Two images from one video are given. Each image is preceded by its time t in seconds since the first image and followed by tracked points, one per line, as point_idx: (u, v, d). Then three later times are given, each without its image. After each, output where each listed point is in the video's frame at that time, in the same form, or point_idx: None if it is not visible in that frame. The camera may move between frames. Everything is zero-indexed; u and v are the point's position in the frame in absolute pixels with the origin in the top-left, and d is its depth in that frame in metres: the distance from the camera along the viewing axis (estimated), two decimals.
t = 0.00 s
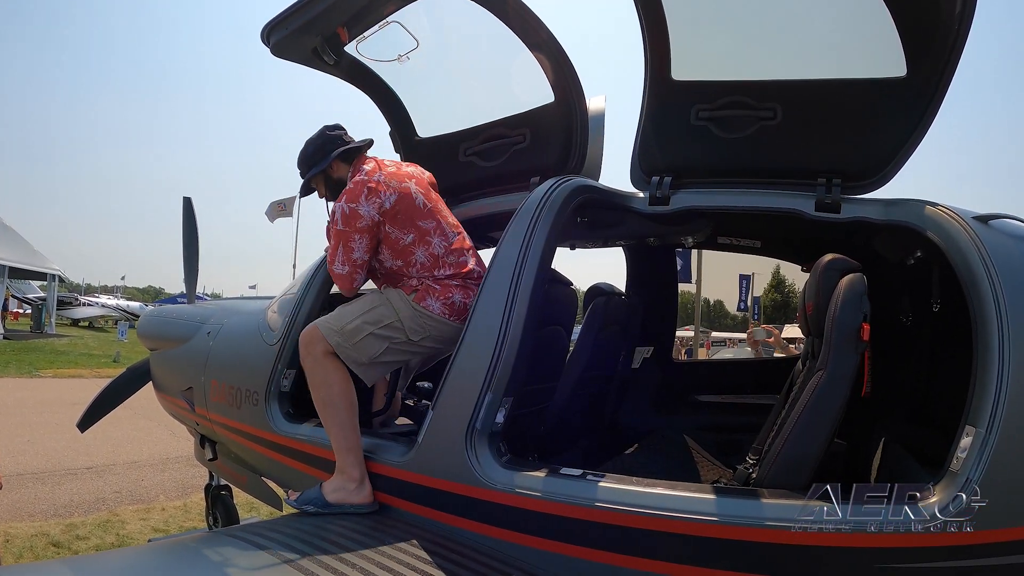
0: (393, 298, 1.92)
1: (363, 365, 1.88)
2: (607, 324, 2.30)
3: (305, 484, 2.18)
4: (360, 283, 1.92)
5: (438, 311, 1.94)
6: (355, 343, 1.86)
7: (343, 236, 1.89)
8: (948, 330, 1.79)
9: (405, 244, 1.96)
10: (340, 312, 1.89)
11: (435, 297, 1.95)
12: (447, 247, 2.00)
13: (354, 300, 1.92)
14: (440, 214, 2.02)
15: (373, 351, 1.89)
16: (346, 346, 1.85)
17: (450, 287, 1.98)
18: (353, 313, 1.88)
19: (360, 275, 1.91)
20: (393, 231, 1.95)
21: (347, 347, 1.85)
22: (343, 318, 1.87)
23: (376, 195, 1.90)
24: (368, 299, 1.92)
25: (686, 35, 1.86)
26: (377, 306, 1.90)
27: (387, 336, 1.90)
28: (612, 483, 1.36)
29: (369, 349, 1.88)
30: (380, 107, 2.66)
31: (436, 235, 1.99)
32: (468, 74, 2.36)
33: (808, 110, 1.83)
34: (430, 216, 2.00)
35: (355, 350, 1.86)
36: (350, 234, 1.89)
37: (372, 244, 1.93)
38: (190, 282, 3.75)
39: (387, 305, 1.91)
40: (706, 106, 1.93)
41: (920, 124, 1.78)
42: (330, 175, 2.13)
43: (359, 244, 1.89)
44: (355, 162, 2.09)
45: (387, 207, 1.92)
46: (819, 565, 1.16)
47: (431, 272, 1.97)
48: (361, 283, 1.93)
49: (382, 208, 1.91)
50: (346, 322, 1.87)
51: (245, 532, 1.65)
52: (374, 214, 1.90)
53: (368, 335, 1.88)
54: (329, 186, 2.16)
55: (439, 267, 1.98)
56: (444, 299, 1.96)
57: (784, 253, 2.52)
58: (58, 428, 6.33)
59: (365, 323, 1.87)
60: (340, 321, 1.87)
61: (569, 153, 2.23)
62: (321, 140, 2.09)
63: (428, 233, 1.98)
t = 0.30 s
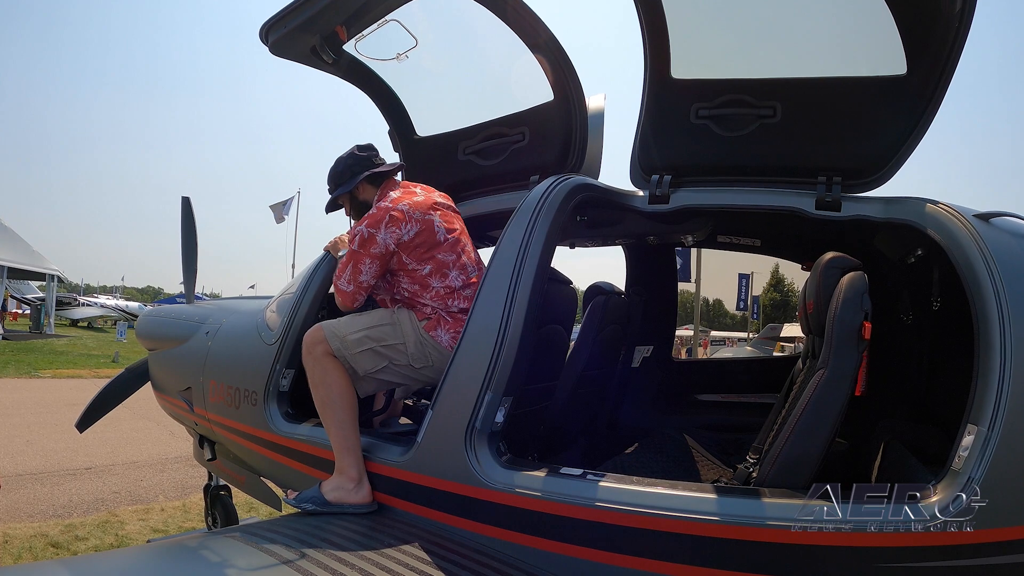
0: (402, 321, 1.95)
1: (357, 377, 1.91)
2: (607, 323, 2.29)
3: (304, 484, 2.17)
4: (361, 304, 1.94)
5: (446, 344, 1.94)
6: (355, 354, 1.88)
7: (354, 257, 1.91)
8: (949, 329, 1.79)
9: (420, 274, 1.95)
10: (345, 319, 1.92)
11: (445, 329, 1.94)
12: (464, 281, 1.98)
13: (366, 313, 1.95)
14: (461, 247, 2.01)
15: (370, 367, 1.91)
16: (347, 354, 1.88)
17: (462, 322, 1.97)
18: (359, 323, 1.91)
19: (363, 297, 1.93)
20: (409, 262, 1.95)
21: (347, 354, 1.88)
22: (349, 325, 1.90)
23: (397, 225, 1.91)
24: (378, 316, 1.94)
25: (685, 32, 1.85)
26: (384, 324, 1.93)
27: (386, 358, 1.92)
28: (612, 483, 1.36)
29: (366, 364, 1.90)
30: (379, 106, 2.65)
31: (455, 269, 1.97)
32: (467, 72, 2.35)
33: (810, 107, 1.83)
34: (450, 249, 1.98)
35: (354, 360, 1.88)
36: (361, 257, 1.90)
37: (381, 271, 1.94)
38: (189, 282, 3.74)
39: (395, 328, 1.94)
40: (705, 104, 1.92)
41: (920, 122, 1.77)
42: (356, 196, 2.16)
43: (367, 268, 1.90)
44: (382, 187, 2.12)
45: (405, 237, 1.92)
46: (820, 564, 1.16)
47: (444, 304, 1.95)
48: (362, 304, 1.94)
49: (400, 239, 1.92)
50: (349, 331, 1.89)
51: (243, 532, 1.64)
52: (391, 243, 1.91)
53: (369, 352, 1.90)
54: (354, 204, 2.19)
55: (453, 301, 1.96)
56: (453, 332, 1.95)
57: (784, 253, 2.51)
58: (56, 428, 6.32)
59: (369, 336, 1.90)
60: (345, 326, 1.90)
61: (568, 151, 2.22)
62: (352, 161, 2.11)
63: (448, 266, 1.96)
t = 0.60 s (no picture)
0: (414, 343, 1.94)
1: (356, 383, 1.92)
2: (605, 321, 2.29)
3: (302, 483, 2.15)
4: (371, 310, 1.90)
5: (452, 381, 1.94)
6: (362, 361, 1.89)
7: (382, 266, 1.87)
8: (949, 326, 1.78)
9: (442, 306, 1.94)
10: (358, 322, 1.92)
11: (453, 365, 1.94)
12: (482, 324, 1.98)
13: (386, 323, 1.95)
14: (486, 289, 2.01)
15: (372, 379, 1.92)
16: (354, 358, 1.89)
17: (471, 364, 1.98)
18: (371, 331, 1.91)
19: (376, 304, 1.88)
20: (435, 292, 1.93)
21: (354, 358, 1.89)
22: (362, 330, 1.90)
23: (434, 253, 1.89)
24: (395, 332, 1.93)
25: (684, 29, 1.84)
26: (395, 340, 1.92)
27: (389, 376, 1.93)
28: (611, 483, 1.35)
29: (369, 375, 1.91)
30: (377, 104, 2.64)
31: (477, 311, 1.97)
32: (464, 70, 2.34)
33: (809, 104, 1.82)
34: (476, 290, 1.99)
35: (359, 367, 1.90)
36: (388, 269, 1.87)
37: (405, 290, 1.89)
38: (186, 282, 3.73)
39: (406, 348, 1.93)
40: (704, 102, 1.91)
41: (920, 119, 1.76)
42: (394, 218, 2.11)
43: (391, 282, 1.86)
44: (424, 212, 2.08)
45: (439, 268, 1.90)
46: (818, 564, 1.15)
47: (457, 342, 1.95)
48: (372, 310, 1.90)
49: (433, 267, 1.89)
50: (359, 337, 1.89)
51: (240, 532, 1.62)
52: (422, 268, 1.88)
53: (375, 364, 1.90)
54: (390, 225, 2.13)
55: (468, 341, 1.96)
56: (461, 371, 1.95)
57: (782, 250, 2.51)
58: (53, 428, 6.29)
59: (378, 347, 1.89)
60: (358, 328, 1.91)
61: (565, 149, 2.21)
62: (397, 182, 2.08)
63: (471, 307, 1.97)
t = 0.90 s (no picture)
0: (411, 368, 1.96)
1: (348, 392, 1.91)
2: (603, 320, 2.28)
3: (299, 483, 2.14)
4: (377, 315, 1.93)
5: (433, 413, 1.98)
6: (358, 371, 1.89)
7: (398, 279, 1.88)
8: (948, 324, 1.77)
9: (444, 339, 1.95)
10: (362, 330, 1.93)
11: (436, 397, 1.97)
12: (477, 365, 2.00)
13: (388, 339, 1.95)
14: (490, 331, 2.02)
15: (364, 391, 1.92)
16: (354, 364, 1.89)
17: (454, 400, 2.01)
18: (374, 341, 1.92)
19: (382, 311, 1.91)
20: (443, 323, 1.94)
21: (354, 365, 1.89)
22: (367, 340, 1.91)
23: (453, 286, 1.89)
24: (396, 351, 1.94)
25: (682, 26, 1.83)
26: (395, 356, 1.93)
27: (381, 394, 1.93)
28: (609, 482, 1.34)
29: (363, 386, 1.90)
30: (373, 102, 2.63)
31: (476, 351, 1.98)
32: (461, 67, 2.32)
33: (809, 101, 1.80)
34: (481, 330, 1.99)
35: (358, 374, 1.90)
36: (403, 286, 1.88)
37: (413, 308, 1.91)
38: (184, 281, 3.71)
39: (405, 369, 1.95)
40: (702, 99, 1.90)
41: (920, 116, 1.75)
42: (423, 241, 2.09)
43: (401, 298, 1.88)
44: (452, 243, 2.03)
45: (453, 302, 1.91)
46: (817, 563, 1.14)
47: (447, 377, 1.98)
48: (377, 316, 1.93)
49: (448, 299, 1.90)
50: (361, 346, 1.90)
51: (236, 532, 1.61)
52: (436, 296, 1.89)
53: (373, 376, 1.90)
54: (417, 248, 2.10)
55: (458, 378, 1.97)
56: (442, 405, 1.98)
57: (779, 248, 2.50)
58: (51, 428, 6.27)
59: (378, 360, 1.89)
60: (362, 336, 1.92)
61: (562, 148, 2.19)
62: (433, 209, 2.05)
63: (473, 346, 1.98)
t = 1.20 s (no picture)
0: (406, 393, 2.00)
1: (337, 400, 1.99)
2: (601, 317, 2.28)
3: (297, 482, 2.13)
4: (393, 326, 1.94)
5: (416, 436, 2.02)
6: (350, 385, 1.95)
7: (419, 299, 1.89)
8: (947, 321, 1.77)
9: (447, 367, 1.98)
10: (367, 345, 1.98)
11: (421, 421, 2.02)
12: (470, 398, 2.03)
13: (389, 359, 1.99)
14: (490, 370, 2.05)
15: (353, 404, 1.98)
16: (349, 376, 1.96)
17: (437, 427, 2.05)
18: (375, 357, 1.97)
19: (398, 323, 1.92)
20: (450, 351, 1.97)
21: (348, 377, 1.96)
22: (367, 357, 1.96)
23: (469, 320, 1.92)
24: (394, 374, 1.98)
25: (682, 22, 1.82)
26: (393, 376, 1.97)
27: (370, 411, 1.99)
28: (607, 481, 1.33)
29: (352, 400, 1.96)
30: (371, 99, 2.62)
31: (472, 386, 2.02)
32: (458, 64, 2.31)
33: (808, 97, 1.79)
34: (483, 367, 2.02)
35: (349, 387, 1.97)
36: (424, 306, 1.89)
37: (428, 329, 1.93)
38: (181, 279, 3.70)
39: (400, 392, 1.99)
40: (700, 96, 1.89)
41: (920, 112, 1.74)
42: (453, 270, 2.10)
43: (419, 318, 1.89)
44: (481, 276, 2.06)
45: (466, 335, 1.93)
46: (816, 561, 1.13)
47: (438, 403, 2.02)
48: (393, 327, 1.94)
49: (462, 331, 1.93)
50: (361, 360, 1.95)
51: (232, 530, 1.60)
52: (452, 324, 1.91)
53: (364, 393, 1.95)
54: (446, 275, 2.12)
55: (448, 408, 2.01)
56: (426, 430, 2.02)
57: (778, 245, 2.50)
58: (48, 427, 6.24)
59: (372, 380, 1.94)
60: (365, 350, 1.97)
61: (559, 146, 2.18)
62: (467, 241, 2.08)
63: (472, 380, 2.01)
